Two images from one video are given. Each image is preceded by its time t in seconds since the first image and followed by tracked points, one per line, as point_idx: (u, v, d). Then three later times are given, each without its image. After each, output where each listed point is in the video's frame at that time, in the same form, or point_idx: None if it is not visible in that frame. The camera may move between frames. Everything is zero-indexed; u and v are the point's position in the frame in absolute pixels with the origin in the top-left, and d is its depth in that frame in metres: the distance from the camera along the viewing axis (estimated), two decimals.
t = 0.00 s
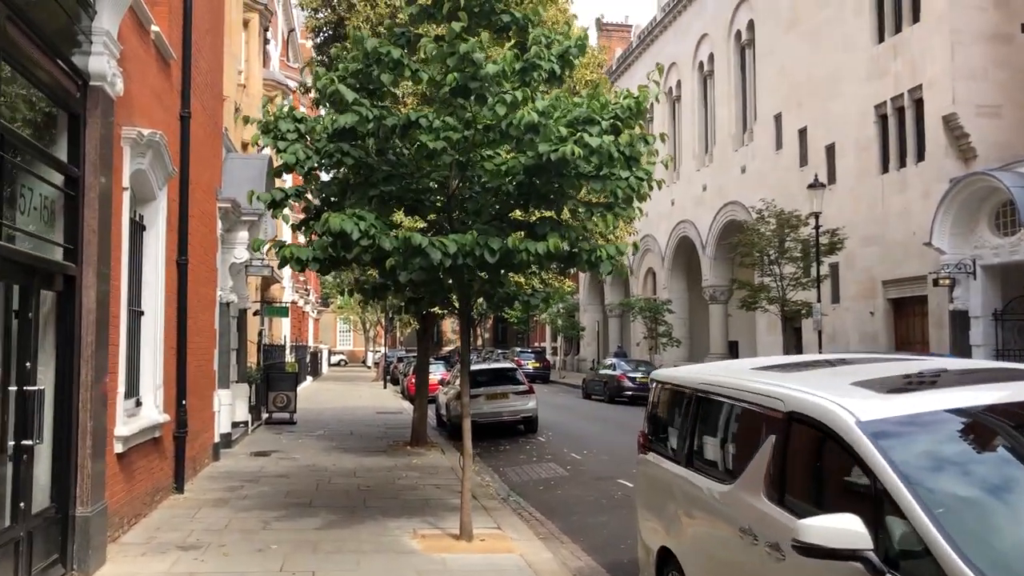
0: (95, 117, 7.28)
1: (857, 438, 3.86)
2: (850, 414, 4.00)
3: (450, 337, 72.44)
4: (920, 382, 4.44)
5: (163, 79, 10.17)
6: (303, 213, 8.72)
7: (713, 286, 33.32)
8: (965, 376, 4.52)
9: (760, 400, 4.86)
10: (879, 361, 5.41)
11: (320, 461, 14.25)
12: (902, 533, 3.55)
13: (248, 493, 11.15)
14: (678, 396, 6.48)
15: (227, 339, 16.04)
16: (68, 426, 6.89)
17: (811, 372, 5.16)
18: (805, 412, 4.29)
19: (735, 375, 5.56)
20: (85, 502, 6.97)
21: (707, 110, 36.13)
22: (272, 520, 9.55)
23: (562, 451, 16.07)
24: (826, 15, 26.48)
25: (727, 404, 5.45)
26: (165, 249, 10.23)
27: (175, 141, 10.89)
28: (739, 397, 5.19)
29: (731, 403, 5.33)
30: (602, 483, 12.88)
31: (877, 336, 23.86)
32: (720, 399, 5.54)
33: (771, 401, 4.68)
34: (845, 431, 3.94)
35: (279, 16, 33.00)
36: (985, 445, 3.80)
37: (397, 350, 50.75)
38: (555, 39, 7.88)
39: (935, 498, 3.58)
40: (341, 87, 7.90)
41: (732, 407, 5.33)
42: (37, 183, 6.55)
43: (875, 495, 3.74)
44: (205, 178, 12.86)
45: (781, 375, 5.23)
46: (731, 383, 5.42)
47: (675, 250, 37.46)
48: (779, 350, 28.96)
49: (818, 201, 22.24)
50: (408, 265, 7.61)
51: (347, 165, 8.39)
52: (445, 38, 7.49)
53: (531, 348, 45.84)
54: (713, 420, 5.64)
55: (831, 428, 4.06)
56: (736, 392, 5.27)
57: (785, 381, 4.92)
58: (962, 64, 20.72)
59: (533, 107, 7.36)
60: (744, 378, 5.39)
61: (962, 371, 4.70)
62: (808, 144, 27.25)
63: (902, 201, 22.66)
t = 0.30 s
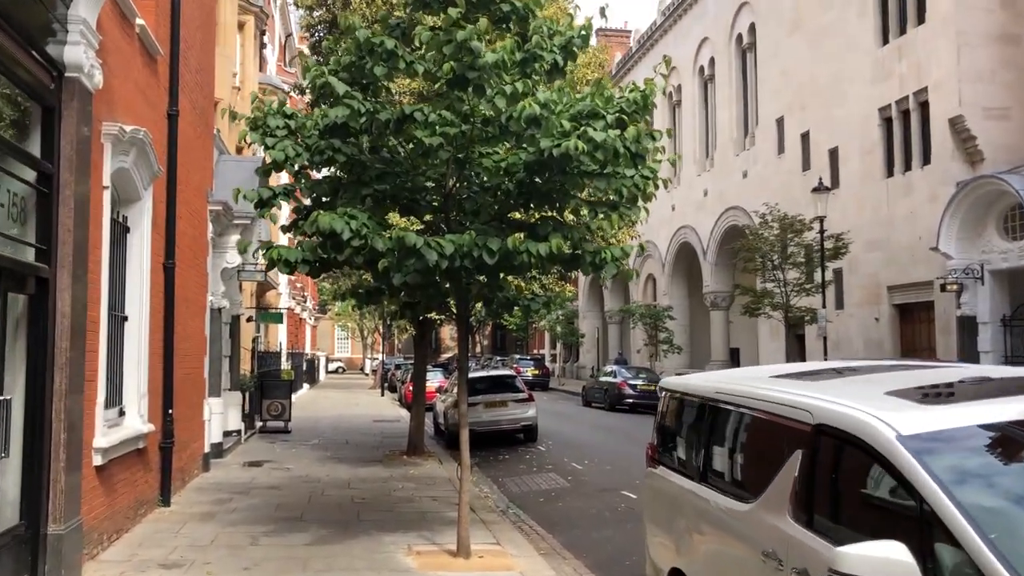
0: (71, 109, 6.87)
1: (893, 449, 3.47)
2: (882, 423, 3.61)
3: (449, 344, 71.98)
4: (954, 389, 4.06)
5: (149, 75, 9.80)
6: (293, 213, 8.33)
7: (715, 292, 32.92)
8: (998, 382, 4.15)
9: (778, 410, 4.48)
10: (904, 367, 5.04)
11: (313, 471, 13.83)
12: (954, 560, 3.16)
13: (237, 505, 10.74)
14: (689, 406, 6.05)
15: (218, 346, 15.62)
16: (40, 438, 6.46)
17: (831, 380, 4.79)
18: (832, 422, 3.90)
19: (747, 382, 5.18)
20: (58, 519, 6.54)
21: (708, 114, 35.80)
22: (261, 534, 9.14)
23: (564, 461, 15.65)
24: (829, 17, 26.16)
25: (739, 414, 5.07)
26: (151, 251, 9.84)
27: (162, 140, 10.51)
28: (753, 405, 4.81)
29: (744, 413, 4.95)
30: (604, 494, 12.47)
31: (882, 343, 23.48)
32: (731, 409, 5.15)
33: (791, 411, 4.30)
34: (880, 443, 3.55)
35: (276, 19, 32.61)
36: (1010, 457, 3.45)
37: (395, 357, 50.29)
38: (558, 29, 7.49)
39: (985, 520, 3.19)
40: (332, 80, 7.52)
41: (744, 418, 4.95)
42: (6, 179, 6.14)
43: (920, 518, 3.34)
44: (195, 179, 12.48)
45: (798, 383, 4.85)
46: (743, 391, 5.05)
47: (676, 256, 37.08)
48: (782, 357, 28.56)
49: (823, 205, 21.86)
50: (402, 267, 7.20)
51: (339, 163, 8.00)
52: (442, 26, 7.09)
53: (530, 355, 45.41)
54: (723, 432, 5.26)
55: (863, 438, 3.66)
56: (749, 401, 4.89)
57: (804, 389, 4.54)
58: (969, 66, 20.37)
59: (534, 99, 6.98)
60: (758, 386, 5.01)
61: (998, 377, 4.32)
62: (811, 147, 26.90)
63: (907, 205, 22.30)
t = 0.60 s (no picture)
0: (44, 95, 6.49)
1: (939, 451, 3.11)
2: (923, 425, 3.26)
3: (447, 346, 71.63)
4: (994, 393, 3.70)
5: (134, 64, 9.41)
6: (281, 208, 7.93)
7: (716, 293, 32.54)
8: None
9: (799, 413, 4.11)
10: (930, 369, 4.69)
11: (307, 477, 13.43)
12: None
13: (226, 513, 10.33)
14: (702, 408, 5.59)
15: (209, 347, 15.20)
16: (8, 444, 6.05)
17: (854, 382, 4.43)
18: (864, 427, 3.54)
19: (761, 384, 4.82)
20: (27, 531, 6.13)
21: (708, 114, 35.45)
22: (249, 544, 8.73)
23: (564, 465, 15.26)
24: (833, 14, 25.80)
25: (753, 416, 4.71)
26: (135, 248, 9.45)
27: (147, 134, 10.11)
28: (770, 409, 4.44)
29: (759, 417, 4.58)
30: (606, 500, 12.07)
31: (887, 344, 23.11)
32: (745, 412, 4.78)
33: (815, 415, 3.94)
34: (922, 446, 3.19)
35: (272, 17, 32.23)
36: None
37: (393, 359, 49.89)
38: (560, 12, 7.09)
39: None
40: (322, 65, 7.13)
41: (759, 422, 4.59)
42: None
43: (976, 537, 2.94)
44: (184, 175, 12.10)
45: (818, 385, 4.50)
46: (758, 394, 4.68)
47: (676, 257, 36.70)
48: (785, 359, 28.18)
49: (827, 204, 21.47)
50: (395, 263, 6.79)
51: (329, 154, 7.61)
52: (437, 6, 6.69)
53: (530, 357, 45.03)
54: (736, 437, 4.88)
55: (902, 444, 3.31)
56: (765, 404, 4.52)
57: (827, 392, 4.18)
58: (977, 62, 20.00)
59: (536, 83, 6.59)
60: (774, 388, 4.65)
61: None
62: (814, 146, 26.54)
63: (912, 204, 21.92)
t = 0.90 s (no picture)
0: (11, 79, 6.06)
1: (971, 453, 2.81)
2: (955, 428, 2.97)
3: (445, 347, 71.18)
4: None
5: (117, 52, 8.98)
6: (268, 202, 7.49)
7: (718, 294, 32.13)
8: None
9: (813, 420, 3.81)
10: (967, 374, 4.28)
11: (299, 483, 12.99)
12: None
13: (214, 522, 9.92)
14: (717, 415, 5.13)
15: (199, 348, 14.76)
16: None
17: (873, 387, 4.12)
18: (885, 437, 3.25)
19: (771, 389, 4.51)
20: None
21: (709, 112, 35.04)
22: (235, 556, 8.31)
23: (565, 470, 14.84)
24: (837, 9, 25.39)
25: (762, 422, 4.41)
26: (117, 245, 9.03)
27: (130, 126, 9.67)
28: (792, 417, 4.03)
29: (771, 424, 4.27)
30: (608, 507, 11.65)
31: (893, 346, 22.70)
32: (754, 418, 4.47)
33: (832, 422, 3.64)
34: (950, 450, 2.89)
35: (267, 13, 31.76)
36: None
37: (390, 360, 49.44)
38: None
39: None
40: (309, 49, 6.69)
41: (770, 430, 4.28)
42: None
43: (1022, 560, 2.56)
44: (171, 170, 11.66)
45: (834, 390, 4.19)
46: (769, 399, 4.37)
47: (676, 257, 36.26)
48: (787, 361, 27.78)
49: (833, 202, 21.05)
50: (388, 260, 6.37)
51: (318, 144, 7.19)
52: None
53: (528, 358, 44.60)
54: (745, 446, 4.57)
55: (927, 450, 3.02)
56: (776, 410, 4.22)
57: (844, 396, 3.88)
58: (986, 58, 19.60)
59: (538, 67, 6.17)
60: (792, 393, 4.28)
61: None
62: (817, 144, 26.15)
63: (919, 202, 21.52)
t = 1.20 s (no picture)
0: None
1: (989, 447, 2.55)
2: (973, 422, 2.70)
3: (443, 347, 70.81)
4: None
5: (97, 38, 8.59)
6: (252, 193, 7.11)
7: (718, 293, 31.79)
8: None
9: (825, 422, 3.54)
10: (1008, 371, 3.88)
11: (291, 486, 12.61)
12: None
13: (199, 528, 9.54)
14: (731, 417, 4.69)
15: (188, 347, 14.37)
16: None
17: (886, 387, 3.85)
18: (901, 438, 2.98)
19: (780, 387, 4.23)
20: None
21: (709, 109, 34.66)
22: (219, 565, 7.94)
23: (564, 473, 14.48)
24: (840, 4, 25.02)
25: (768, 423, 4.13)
26: (97, 239, 8.65)
27: (113, 117, 9.29)
28: (817, 419, 3.59)
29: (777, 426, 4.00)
30: (609, 511, 11.28)
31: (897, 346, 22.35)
32: (762, 418, 4.19)
33: (843, 423, 3.37)
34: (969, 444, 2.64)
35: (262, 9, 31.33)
36: None
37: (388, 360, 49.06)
38: None
39: None
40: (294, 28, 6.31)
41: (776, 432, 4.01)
42: None
43: None
44: (157, 164, 11.28)
45: (846, 389, 3.92)
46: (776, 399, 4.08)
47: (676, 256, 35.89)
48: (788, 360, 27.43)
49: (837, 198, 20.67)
50: (377, 252, 5.99)
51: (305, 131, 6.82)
52: None
53: (527, 358, 44.25)
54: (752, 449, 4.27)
55: (943, 449, 2.76)
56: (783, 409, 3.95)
57: (858, 395, 3.61)
58: (992, 51, 19.24)
59: (538, 45, 5.77)
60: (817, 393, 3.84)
61: None
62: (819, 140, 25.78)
63: (923, 199, 21.16)
